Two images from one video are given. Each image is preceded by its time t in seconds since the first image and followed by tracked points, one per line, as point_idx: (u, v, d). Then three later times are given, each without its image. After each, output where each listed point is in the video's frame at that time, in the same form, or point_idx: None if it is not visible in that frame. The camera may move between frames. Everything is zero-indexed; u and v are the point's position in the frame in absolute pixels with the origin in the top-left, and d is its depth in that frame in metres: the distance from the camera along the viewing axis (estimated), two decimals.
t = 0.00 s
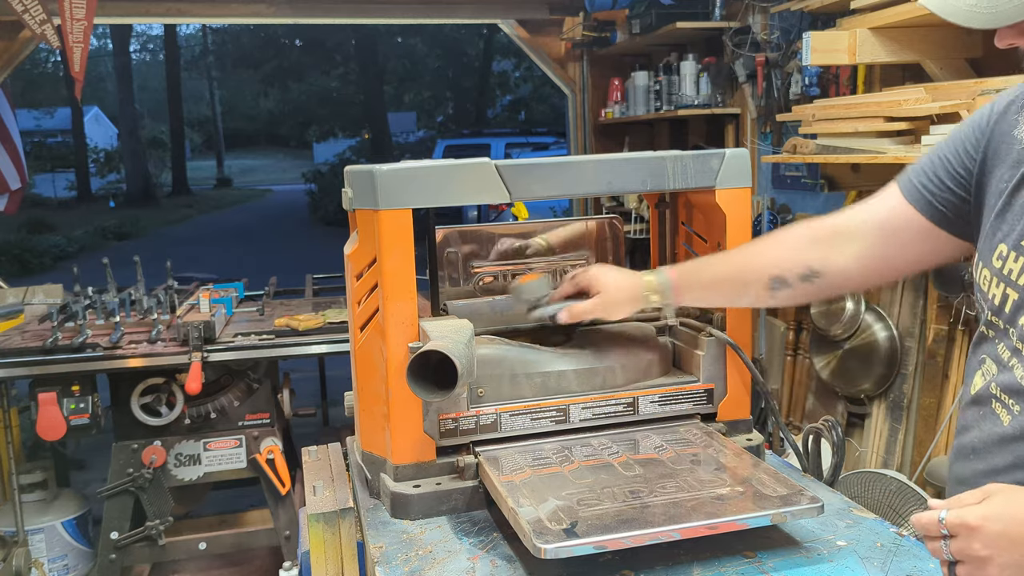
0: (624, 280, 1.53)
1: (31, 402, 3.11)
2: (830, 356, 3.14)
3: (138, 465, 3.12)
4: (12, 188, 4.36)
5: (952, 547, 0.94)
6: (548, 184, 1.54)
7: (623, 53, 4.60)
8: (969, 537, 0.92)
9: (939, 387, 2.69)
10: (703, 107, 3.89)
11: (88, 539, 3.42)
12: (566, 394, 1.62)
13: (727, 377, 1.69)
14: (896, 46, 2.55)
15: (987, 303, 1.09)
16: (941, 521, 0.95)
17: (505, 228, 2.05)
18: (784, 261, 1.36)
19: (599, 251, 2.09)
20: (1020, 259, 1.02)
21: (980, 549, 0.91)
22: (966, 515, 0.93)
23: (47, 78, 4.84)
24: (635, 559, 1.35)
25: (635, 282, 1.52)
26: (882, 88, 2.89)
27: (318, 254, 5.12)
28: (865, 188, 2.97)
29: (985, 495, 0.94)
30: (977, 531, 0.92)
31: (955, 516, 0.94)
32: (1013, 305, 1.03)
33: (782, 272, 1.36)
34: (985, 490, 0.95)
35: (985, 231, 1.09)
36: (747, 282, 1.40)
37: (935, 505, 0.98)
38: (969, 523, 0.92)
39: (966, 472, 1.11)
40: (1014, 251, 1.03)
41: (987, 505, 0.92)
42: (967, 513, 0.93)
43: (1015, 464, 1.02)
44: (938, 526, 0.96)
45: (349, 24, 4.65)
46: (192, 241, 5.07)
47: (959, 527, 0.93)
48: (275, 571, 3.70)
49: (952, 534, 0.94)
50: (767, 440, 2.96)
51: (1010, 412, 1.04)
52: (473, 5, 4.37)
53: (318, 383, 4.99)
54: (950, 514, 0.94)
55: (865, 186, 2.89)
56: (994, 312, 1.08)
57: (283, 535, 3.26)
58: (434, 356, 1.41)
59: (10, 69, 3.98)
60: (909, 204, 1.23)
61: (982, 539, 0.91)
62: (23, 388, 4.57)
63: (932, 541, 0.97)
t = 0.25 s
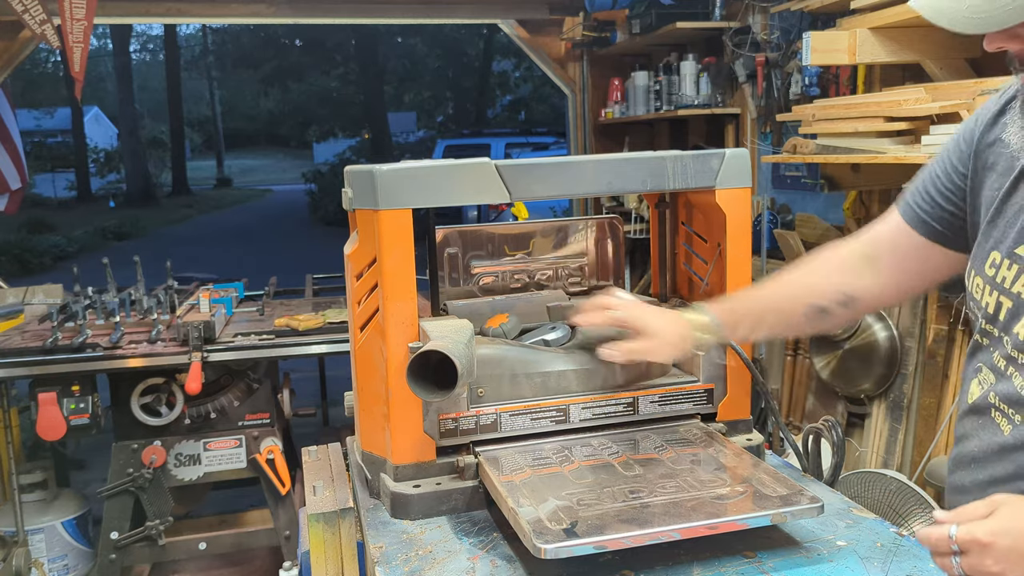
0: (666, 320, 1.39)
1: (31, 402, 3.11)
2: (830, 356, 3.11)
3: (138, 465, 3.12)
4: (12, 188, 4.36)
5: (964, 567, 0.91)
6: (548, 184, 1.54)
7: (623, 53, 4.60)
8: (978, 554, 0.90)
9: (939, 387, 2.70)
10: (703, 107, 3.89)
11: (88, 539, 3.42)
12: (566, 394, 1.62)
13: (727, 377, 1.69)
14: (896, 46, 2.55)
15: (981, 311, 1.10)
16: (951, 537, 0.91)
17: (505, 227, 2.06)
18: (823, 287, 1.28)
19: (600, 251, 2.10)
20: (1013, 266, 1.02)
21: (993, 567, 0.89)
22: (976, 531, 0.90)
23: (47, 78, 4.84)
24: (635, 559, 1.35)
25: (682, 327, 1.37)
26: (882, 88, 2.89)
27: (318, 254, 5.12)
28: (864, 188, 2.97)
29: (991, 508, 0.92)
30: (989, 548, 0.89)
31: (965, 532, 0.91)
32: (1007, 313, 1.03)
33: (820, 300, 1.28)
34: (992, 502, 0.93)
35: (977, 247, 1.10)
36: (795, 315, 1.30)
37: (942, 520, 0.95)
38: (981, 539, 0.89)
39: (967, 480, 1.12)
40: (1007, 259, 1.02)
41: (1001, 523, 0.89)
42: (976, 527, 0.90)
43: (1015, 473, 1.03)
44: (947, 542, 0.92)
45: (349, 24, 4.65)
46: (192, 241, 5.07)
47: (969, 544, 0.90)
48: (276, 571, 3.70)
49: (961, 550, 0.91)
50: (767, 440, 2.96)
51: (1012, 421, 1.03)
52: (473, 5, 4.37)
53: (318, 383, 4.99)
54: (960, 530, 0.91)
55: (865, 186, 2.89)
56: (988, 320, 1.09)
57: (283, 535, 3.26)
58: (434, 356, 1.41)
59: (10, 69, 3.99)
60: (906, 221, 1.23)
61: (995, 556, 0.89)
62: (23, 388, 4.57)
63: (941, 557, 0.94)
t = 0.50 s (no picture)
0: (887, 351, 1.31)
1: (31, 402, 3.11)
2: (829, 356, 3.07)
3: (138, 465, 3.12)
4: (12, 188, 4.36)
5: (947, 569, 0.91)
6: (547, 184, 1.54)
7: (623, 53, 4.60)
8: (962, 556, 0.89)
9: (939, 387, 2.73)
10: (703, 107, 3.89)
11: (88, 539, 3.42)
12: (565, 394, 1.62)
13: (727, 377, 1.69)
14: (895, 46, 2.55)
15: (978, 306, 1.18)
16: (932, 540, 0.90)
17: (505, 227, 2.06)
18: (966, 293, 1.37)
19: (600, 251, 2.10)
20: (1003, 259, 1.11)
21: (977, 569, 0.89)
22: (961, 534, 0.89)
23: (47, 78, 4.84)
24: (635, 559, 1.35)
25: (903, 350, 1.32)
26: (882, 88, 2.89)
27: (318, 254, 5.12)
28: (864, 189, 2.97)
29: (971, 510, 0.91)
30: (971, 549, 0.89)
31: (949, 535, 0.90)
32: (996, 302, 1.12)
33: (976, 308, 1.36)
34: (974, 502, 0.92)
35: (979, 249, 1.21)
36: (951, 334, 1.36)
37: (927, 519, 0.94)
38: (964, 541, 0.89)
39: (957, 473, 1.19)
40: (999, 255, 1.11)
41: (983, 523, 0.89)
42: (960, 529, 0.90)
43: (1002, 465, 1.10)
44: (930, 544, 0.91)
45: (349, 24, 4.65)
46: (192, 241, 5.07)
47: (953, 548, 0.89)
48: (275, 571, 3.70)
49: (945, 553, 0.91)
50: (767, 441, 2.96)
51: (995, 411, 1.11)
52: (473, 5, 4.37)
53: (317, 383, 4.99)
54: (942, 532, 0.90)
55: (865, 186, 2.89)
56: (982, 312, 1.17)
57: (283, 535, 3.26)
58: (434, 357, 1.41)
59: (10, 69, 3.99)
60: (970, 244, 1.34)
61: (976, 556, 0.88)
62: (23, 388, 4.57)
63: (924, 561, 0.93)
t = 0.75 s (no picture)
0: (912, 380, 1.48)
1: (31, 402, 3.11)
2: (829, 356, 3.08)
3: (138, 465, 3.12)
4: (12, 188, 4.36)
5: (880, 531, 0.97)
6: (548, 184, 1.54)
7: (623, 53, 4.60)
8: (886, 514, 0.96)
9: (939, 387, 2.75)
10: (703, 107, 3.89)
11: (88, 539, 3.42)
12: (565, 394, 1.62)
13: (727, 377, 1.69)
14: (895, 47, 2.56)
15: (984, 297, 1.29)
16: (863, 499, 0.97)
17: (505, 227, 2.06)
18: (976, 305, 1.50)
19: (600, 251, 2.10)
20: (1006, 250, 1.22)
21: (899, 526, 0.95)
22: (885, 493, 0.96)
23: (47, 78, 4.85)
24: (635, 559, 1.35)
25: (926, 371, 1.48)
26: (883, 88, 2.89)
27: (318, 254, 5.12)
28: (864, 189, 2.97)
29: (901, 475, 0.98)
30: (896, 508, 0.96)
31: (876, 494, 0.97)
32: (995, 290, 1.24)
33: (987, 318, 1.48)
34: (907, 468, 1.00)
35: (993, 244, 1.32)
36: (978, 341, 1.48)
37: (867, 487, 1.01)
38: (889, 500, 0.96)
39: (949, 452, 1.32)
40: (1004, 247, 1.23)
41: (909, 485, 0.96)
42: (886, 488, 0.97)
43: (982, 446, 1.23)
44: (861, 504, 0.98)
45: (348, 23, 4.65)
46: (192, 241, 5.07)
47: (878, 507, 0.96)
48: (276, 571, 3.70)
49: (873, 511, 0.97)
50: (768, 441, 2.96)
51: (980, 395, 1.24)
52: (473, 5, 4.37)
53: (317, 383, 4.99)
54: (872, 493, 0.97)
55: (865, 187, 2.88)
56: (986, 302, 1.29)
57: (284, 535, 3.26)
58: (434, 357, 1.41)
59: (10, 69, 3.99)
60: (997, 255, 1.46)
61: (900, 515, 0.95)
62: (23, 388, 4.57)
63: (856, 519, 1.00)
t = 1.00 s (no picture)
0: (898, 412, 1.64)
1: (31, 402, 3.11)
2: (829, 356, 3.07)
3: (138, 465, 3.12)
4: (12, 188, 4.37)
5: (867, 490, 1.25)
6: (548, 184, 1.54)
7: (623, 53, 4.59)
8: (870, 479, 1.23)
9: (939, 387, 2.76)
10: (703, 107, 3.89)
11: (88, 539, 3.42)
12: (565, 394, 1.62)
13: (727, 377, 1.69)
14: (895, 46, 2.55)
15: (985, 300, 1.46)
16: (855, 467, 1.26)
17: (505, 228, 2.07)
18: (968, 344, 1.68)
19: (599, 251, 2.10)
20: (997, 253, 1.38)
21: (878, 490, 1.23)
22: (868, 463, 1.23)
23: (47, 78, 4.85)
24: (635, 559, 1.35)
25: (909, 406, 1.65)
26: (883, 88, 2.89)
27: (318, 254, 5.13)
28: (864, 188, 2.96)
29: (891, 446, 1.24)
30: (876, 476, 1.22)
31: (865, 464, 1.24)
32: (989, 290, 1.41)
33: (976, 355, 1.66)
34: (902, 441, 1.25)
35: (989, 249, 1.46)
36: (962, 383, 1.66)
37: (866, 458, 1.28)
38: (871, 469, 1.23)
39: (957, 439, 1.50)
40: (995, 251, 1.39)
41: (887, 458, 1.22)
42: (873, 461, 1.23)
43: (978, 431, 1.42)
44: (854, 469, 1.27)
45: (349, 24, 4.65)
46: (192, 241, 5.07)
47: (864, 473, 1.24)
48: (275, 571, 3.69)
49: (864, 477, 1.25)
50: (768, 441, 2.96)
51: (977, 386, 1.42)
52: (473, 5, 4.37)
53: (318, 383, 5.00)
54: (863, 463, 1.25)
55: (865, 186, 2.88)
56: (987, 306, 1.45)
57: (283, 535, 3.26)
58: (434, 357, 1.41)
59: (10, 69, 3.99)
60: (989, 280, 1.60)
61: (881, 482, 1.22)
62: (23, 388, 4.57)
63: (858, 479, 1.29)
